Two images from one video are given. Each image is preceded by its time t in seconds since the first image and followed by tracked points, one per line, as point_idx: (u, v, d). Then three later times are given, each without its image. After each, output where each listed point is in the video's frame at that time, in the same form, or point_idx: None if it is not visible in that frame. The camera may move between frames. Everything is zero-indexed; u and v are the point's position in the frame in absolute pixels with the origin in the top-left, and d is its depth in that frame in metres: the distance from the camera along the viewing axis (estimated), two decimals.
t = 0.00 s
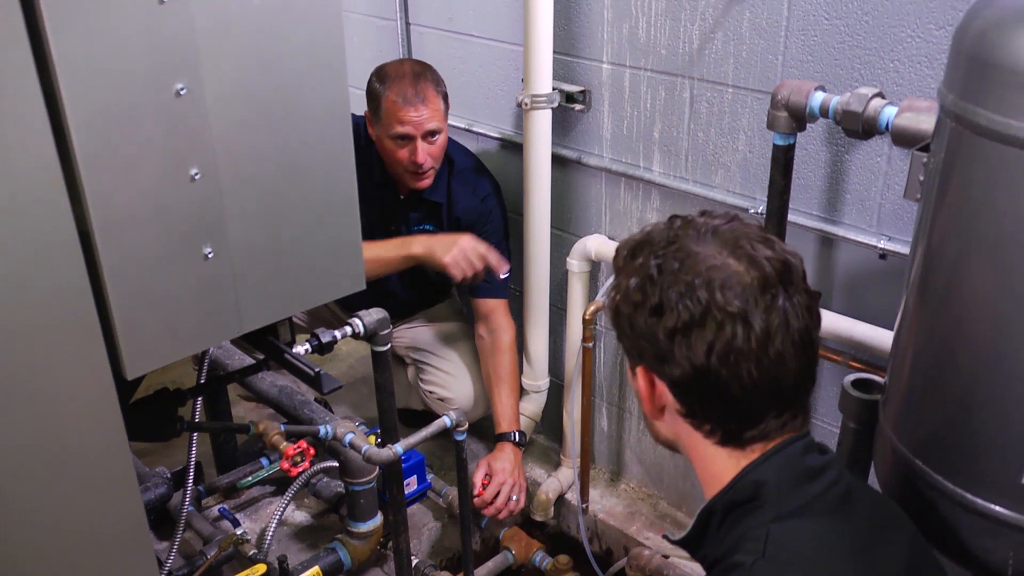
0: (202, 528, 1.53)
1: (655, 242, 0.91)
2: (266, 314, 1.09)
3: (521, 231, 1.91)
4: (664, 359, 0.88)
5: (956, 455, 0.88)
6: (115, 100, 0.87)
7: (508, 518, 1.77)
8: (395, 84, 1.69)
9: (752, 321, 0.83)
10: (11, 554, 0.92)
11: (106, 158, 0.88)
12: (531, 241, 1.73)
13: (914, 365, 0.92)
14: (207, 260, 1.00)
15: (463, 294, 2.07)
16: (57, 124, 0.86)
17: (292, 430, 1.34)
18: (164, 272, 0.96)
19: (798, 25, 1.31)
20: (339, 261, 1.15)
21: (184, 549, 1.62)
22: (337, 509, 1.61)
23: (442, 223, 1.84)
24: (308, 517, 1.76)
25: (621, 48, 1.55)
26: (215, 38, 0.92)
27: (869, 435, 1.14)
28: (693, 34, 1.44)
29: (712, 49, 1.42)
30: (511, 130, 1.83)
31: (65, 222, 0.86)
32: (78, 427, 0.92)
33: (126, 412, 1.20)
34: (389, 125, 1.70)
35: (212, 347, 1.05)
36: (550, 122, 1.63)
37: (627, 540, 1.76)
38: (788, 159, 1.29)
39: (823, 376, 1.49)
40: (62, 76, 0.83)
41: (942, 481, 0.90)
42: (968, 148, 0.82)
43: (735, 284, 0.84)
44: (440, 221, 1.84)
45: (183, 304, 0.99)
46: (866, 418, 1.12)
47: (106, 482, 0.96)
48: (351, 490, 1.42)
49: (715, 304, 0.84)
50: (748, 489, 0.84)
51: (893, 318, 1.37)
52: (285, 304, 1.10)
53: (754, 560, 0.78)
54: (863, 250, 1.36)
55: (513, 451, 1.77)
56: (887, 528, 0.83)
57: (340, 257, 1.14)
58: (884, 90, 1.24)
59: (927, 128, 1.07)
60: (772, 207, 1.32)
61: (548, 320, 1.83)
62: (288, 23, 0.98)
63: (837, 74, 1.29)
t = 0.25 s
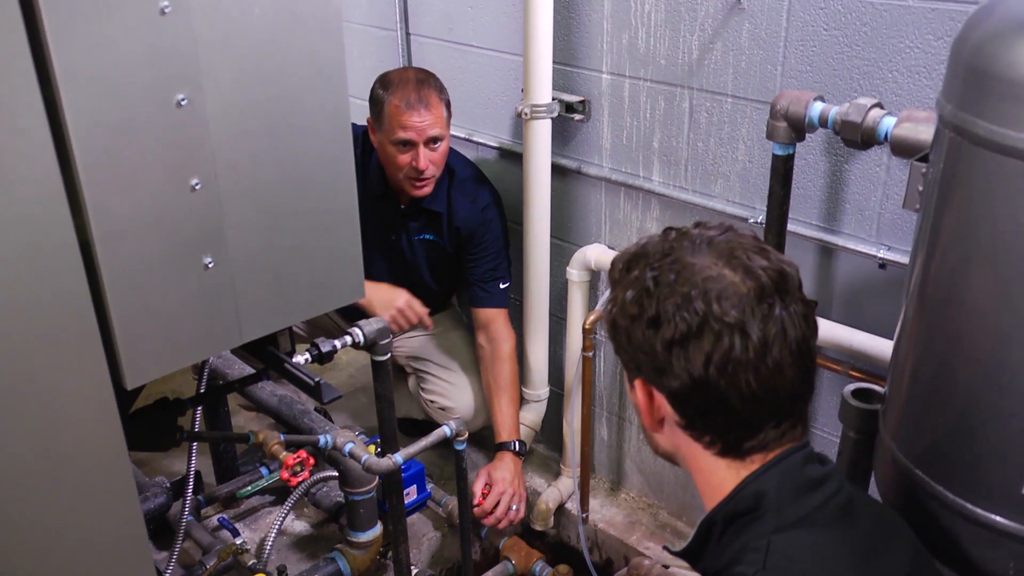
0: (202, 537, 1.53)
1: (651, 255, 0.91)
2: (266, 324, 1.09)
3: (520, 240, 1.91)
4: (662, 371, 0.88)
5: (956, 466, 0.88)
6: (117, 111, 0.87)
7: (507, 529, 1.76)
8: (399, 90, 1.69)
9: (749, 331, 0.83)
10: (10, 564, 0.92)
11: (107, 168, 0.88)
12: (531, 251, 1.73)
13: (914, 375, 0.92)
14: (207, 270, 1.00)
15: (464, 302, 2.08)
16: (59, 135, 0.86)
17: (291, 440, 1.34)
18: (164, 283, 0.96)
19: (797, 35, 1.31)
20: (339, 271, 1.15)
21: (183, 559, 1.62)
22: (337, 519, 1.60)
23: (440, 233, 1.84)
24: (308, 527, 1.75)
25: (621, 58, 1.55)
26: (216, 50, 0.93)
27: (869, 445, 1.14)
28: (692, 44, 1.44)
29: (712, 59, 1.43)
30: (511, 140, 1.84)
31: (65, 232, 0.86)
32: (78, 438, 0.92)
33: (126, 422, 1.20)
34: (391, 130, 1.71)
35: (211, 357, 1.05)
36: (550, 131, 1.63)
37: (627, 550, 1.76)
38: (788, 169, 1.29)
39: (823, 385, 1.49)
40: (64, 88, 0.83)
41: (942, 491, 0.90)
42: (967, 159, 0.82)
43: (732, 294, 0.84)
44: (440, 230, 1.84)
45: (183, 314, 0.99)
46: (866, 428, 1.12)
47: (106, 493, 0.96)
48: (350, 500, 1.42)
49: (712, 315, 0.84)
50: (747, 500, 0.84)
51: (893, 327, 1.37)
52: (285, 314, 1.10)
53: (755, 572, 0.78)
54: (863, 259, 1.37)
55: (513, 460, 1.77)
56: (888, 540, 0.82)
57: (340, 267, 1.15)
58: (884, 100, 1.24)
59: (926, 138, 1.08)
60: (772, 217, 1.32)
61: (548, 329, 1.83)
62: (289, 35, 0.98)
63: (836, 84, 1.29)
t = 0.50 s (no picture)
0: (202, 541, 1.53)
1: (652, 259, 0.91)
2: (266, 328, 1.09)
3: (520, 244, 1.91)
4: (663, 375, 0.88)
5: (957, 470, 0.88)
6: (117, 114, 0.87)
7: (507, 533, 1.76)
8: (397, 93, 1.69)
9: (750, 334, 0.83)
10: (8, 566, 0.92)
11: (107, 172, 0.88)
12: (532, 254, 1.73)
13: (914, 380, 0.92)
14: (207, 273, 1.00)
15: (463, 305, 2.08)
16: (60, 138, 0.86)
17: (291, 444, 1.33)
18: (163, 285, 0.96)
19: (797, 39, 1.31)
20: (339, 275, 1.15)
21: (183, 563, 1.61)
22: (337, 523, 1.60)
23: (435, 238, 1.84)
24: (308, 531, 1.75)
25: (621, 62, 1.55)
26: (217, 54, 0.93)
27: (869, 449, 1.14)
28: (692, 49, 1.44)
29: (712, 64, 1.43)
30: (511, 144, 1.84)
31: (66, 235, 0.86)
32: (78, 441, 0.92)
33: (126, 426, 1.20)
34: (383, 132, 1.71)
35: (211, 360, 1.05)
36: (550, 135, 1.63)
37: (627, 554, 1.76)
38: (788, 173, 1.29)
39: (823, 389, 1.48)
40: (65, 92, 0.83)
41: (943, 495, 0.90)
42: (967, 162, 0.82)
43: (733, 297, 0.84)
44: (435, 235, 1.84)
45: (183, 317, 0.99)
46: (866, 432, 1.12)
47: (105, 496, 0.96)
48: (350, 504, 1.42)
49: (713, 318, 0.84)
50: (747, 506, 0.84)
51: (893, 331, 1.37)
52: (286, 317, 1.10)
53: None
54: (863, 263, 1.37)
55: (513, 464, 1.76)
56: (889, 545, 0.82)
57: (340, 271, 1.15)
58: (884, 104, 1.24)
59: (926, 142, 1.08)
60: (772, 221, 1.32)
61: (548, 333, 1.83)
62: (290, 39, 0.98)
63: (837, 89, 1.29)
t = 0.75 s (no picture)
0: (201, 543, 1.53)
1: (653, 261, 0.91)
2: (266, 330, 1.09)
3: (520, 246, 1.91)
4: (664, 378, 0.88)
5: (957, 471, 0.88)
6: (117, 116, 0.87)
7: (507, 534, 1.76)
8: (401, 93, 1.70)
9: (752, 337, 0.83)
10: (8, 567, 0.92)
11: (107, 174, 0.88)
12: (532, 256, 1.73)
13: (914, 382, 0.92)
14: (207, 275, 1.00)
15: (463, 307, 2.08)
16: (59, 140, 0.86)
17: (291, 445, 1.33)
18: (163, 287, 0.96)
19: (797, 41, 1.32)
20: (339, 277, 1.15)
21: (183, 565, 1.61)
22: (337, 524, 1.60)
23: (429, 241, 1.84)
24: (308, 533, 1.75)
25: (621, 65, 1.55)
26: (217, 56, 0.93)
27: (869, 451, 1.14)
28: (692, 51, 1.44)
29: (712, 66, 1.43)
30: (510, 146, 1.84)
31: (66, 237, 0.86)
32: (77, 443, 0.92)
33: (125, 428, 1.20)
34: (380, 129, 1.71)
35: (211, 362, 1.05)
36: (550, 137, 1.63)
37: (627, 555, 1.76)
38: (788, 174, 1.29)
39: (823, 390, 1.48)
40: (64, 94, 0.83)
41: (943, 497, 0.90)
42: (967, 164, 0.82)
43: (735, 300, 0.84)
44: (432, 237, 1.84)
45: (183, 319, 0.99)
46: (865, 433, 1.12)
47: (104, 499, 0.96)
48: (350, 506, 1.42)
49: (715, 321, 0.84)
50: (748, 510, 0.84)
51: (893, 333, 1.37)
52: (285, 319, 1.10)
53: None
54: (863, 265, 1.37)
55: (513, 466, 1.76)
56: (889, 547, 0.82)
57: (340, 273, 1.15)
58: (884, 106, 1.25)
59: (926, 144, 1.08)
60: (771, 223, 1.32)
61: (548, 335, 1.83)
62: (290, 41, 0.99)
63: (836, 91, 1.30)
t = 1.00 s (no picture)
0: (201, 544, 1.53)
1: (649, 263, 0.91)
2: (266, 331, 1.09)
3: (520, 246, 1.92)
4: (662, 379, 0.88)
5: (957, 471, 0.88)
6: (117, 117, 0.87)
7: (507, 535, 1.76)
8: (404, 93, 1.70)
9: (750, 337, 0.83)
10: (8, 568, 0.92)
11: (108, 175, 0.88)
12: (532, 257, 1.73)
13: (914, 382, 0.92)
14: (207, 276, 1.00)
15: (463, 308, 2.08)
16: (59, 141, 0.86)
17: (291, 446, 1.33)
18: (163, 288, 0.96)
19: (797, 42, 1.32)
20: (339, 277, 1.15)
21: (182, 566, 1.61)
22: (337, 525, 1.60)
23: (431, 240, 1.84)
24: (308, 533, 1.75)
25: (621, 65, 1.55)
26: (217, 57, 0.93)
27: (869, 452, 1.14)
28: (692, 51, 1.44)
29: (712, 66, 1.43)
30: (510, 146, 1.84)
31: (67, 237, 0.86)
32: (77, 444, 0.92)
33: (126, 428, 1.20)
34: (385, 131, 1.70)
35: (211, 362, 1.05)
36: (550, 138, 1.63)
37: (627, 556, 1.76)
38: (788, 175, 1.29)
39: (823, 391, 1.48)
40: (65, 95, 0.83)
41: (943, 498, 0.90)
42: (967, 165, 0.82)
43: (732, 300, 0.84)
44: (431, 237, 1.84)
45: (183, 320, 0.99)
46: (865, 434, 1.12)
47: (104, 499, 0.96)
48: (350, 506, 1.42)
49: (712, 321, 0.84)
50: (747, 511, 0.84)
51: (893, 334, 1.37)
52: (286, 319, 1.10)
53: None
54: (863, 266, 1.37)
55: (513, 467, 1.76)
56: (889, 548, 0.83)
57: (340, 274, 1.15)
58: (884, 107, 1.25)
59: (926, 145, 1.08)
60: (772, 223, 1.32)
61: (548, 335, 1.83)
62: (290, 42, 0.99)
63: (836, 91, 1.30)
